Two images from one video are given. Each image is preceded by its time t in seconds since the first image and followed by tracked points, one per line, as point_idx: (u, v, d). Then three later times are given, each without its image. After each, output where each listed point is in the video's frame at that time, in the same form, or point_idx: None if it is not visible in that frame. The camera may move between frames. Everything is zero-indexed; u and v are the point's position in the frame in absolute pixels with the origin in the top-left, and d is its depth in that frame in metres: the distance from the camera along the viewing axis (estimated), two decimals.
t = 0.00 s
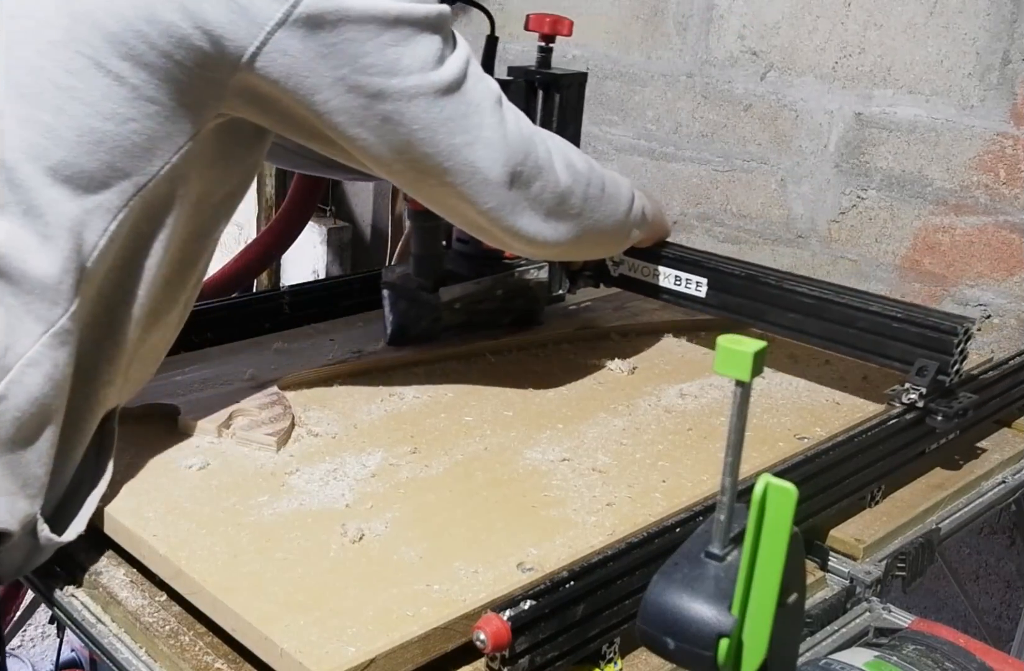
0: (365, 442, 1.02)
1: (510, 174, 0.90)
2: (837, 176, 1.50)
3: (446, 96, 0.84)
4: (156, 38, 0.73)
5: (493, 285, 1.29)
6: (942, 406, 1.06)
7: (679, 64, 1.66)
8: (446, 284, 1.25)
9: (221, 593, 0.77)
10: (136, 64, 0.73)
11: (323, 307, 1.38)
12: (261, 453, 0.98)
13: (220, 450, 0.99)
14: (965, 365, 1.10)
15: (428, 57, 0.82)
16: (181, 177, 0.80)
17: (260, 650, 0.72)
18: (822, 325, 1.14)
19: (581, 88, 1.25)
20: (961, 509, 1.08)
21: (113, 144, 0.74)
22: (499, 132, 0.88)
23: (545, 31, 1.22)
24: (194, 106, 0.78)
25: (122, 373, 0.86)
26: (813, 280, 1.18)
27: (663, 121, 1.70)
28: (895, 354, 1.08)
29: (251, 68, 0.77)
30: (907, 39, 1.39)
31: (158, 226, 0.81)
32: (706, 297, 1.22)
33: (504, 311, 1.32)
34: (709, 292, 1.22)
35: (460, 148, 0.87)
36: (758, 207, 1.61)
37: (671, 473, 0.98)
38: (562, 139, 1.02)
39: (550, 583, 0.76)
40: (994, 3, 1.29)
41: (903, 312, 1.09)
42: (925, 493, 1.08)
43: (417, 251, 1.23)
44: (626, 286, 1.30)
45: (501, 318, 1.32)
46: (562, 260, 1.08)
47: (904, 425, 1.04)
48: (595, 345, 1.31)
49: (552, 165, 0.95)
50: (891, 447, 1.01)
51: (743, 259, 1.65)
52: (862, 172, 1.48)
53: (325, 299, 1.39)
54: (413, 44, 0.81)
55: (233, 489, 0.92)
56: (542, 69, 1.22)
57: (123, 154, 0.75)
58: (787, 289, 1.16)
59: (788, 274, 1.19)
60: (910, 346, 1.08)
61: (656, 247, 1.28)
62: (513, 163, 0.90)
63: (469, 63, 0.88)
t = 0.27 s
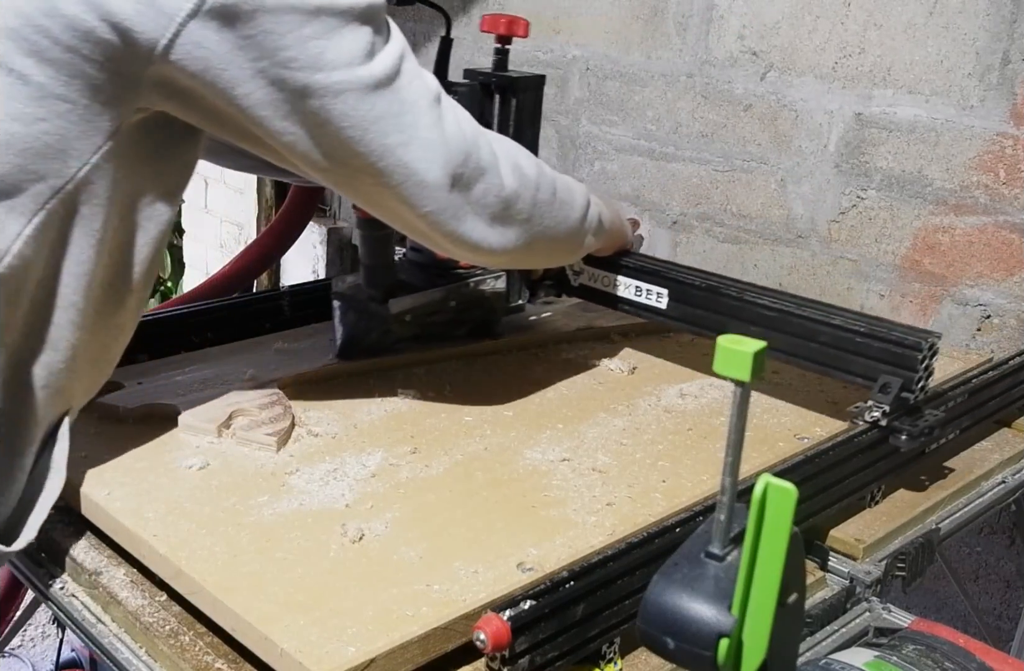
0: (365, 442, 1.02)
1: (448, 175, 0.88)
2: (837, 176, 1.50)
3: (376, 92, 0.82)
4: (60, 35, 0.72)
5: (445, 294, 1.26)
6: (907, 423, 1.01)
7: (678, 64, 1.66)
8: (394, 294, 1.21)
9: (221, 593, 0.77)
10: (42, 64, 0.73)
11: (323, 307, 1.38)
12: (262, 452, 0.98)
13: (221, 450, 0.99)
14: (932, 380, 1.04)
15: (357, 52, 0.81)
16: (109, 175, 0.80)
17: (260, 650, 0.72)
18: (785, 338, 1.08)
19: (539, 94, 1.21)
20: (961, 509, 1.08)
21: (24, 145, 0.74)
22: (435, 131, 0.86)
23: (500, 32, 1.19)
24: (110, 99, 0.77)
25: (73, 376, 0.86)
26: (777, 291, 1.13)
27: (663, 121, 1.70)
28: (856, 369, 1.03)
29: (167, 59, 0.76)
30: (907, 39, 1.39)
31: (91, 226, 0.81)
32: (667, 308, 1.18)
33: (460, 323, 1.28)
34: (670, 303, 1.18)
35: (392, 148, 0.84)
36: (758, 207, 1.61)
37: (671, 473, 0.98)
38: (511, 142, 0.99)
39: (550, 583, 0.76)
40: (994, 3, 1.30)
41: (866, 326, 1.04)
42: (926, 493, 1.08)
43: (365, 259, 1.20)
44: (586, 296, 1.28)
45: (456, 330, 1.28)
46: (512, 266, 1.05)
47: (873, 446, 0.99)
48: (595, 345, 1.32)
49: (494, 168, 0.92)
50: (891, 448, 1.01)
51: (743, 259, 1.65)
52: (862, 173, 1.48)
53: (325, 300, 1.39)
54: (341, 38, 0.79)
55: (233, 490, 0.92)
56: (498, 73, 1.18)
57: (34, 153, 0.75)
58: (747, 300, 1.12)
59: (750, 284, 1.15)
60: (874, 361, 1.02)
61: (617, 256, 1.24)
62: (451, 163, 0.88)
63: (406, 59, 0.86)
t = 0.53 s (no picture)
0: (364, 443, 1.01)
1: (377, 185, 0.80)
2: (837, 176, 1.50)
3: (295, 93, 0.74)
4: None
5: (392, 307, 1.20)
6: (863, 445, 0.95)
7: (679, 64, 1.66)
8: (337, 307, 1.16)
9: (221, 593, 0.77)
10: None
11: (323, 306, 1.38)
12: (262, 453, 0.98)
13: (221, 450, 0.99)
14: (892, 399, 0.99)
15: (273, 48, 0.73)
16: (30, 174, 0.78)
17: (260, 650, 0.72)
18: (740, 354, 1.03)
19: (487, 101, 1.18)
20: (961, 509, 1.08)
21: None
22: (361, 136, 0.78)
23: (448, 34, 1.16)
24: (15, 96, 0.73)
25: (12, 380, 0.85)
26: (734, 305, 1.08)
27: (664, 121, 1.70)
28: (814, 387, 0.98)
29: (67, 53, 0.70)
30: (907, 39, 1.39)
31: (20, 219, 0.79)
32: (622, 322, 1.13)
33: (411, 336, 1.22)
34: (625, 316, 1.13)
35: (314, 155, 0.77)
36: (758, 207, 1.61)
37: (671, 473, 0.98)
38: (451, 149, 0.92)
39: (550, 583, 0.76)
40: (993, 3, 1.30)
41: (823, 342, 0.99)
42: (926, 493, 1.08)
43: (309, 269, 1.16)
44: (542, 309, 1.21)
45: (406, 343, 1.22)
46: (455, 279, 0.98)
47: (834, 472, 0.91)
48: (595, 346, 1.32)
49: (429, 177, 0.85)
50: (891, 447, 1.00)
51: (744, 258, 1.65)
52: (862, 173, 1.48)
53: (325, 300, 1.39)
54: (254, 32, 0.71)
55: (233, 489, 0.92)
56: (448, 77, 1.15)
57: None
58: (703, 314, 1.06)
59: (708, 298, 1.09)
60: (831, 379, 0.97)
61: (571, 267, 1.19)
62: (380, 171, 0.80)
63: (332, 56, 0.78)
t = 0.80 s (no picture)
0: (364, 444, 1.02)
1: (302, 191, 0.75)
2: (837, 176, 1.50)
3: (211, 89, 0.70)
4: None
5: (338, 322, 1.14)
6: (818, 470, 0.85)
7: (679, 64, 1.66)
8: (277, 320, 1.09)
9: (220, 593, 0.77)
10: None
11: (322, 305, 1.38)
12: (262, 453, 0.98)
13: (221, 450, 0.99)
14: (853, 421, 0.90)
15: (185, 40, 0.69)
16: None
17: (260, 650, 0.73)
18: (692, 372, 0.97)
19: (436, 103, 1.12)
20: (961, 509, 1.08)
21: None
22: (283, 138, 0.74)
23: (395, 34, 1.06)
24: None
25: None
26: (689, 319, 1.01)
27: (664, 121, 1.70)
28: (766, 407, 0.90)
29: None
30: (907, 39, 1.39)
31: None
32: (575, 336, 1.07)
33: (358, 351, 1.17)
34: (578, 330, 1.07)
35: (231, 154, 0.72)
36: (758, 207, 1.60)
37: (671, 473, 0.98)
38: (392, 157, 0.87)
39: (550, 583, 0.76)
40: (993, 4, 1.30)
41: (778, 358, 0.91)
42: (925, 493, 1.08)
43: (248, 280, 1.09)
44: (495, 322, 1.15)
45: (353, 359, 1.17)
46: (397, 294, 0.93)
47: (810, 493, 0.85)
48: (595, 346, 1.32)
49: (361, 184, 0.80)
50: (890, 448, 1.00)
51: (744, 258, 1.65)
52: (862, 173, 1.48)
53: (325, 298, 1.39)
54: (164, 22, 0.68)
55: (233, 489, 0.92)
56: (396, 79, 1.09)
57: None
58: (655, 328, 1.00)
59: (662, 310, 1.03)
60: (785, 398, 0.89)
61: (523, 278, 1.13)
62: (308, 175, 0.75)
63: (255, 53, 0.73)
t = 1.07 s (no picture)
0: (363, 444, 1.02)
1: (217, 196, 0.72)
2: (837, 176, 1.50)
3: (116, 87, 0.68)
4: None
5: (278, 336, 1.09)
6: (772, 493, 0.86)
7: (679, 64, 1.66)
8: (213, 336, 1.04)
9: (220, 593, 0.77)
10: None
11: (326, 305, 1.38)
12: (263, 453, 0.99)
13: (222, 450, 0.99)
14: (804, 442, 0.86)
15: (87, 32, 0.66)
16: None
17: (260, 649, 0.73)
18: (641, 391, 0.92)
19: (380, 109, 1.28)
20: (961, 510, 1.08)
21: None
22: (195, 140, 0.71)
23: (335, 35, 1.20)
24: None
25: None
26: (635, 333, 0.96)
27: (664, 121, 1.70)
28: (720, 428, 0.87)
29: None
30: (907, 39, 1.39)
31: None
32: (523, 351, 1.03)
33: (301, 365, 1.12)
34: (527, 344, 1.03)
35: (136, 156, 0.70)
36: (758, 207, 1.61)
37: (671, 473, 0.98)
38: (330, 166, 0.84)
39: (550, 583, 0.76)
40: (993, 4, 1.30)
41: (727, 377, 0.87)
42: (925, 493, 1.08)
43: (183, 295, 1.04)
44: (444, 335, 1.11)
45: (295, 372, 1.12)
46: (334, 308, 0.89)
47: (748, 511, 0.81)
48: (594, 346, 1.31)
49: (285, 192, 0.77)
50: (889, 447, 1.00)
51: (744, 258, 1.65)
52: (862, 172, 1.48)
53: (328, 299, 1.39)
54: (64, 13, 0.65)
55: (233, 490, 0.92)
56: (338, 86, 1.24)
57: None
58: (602, 345, 0.95)
59: (611, 325, 0.99)
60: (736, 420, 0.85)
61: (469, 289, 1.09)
62: (222, 181, 0.72)
63: (172, 51, 0.71)
